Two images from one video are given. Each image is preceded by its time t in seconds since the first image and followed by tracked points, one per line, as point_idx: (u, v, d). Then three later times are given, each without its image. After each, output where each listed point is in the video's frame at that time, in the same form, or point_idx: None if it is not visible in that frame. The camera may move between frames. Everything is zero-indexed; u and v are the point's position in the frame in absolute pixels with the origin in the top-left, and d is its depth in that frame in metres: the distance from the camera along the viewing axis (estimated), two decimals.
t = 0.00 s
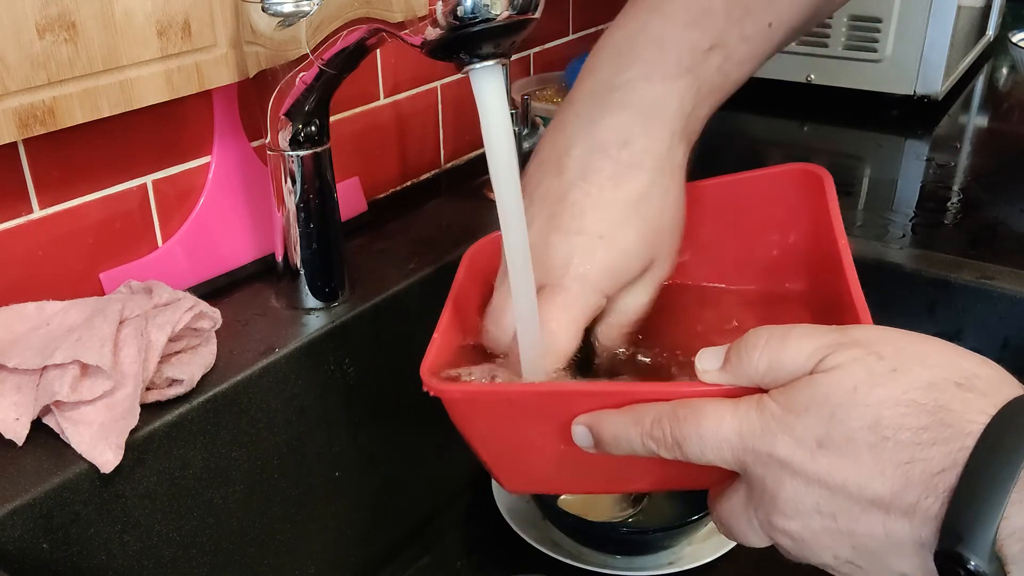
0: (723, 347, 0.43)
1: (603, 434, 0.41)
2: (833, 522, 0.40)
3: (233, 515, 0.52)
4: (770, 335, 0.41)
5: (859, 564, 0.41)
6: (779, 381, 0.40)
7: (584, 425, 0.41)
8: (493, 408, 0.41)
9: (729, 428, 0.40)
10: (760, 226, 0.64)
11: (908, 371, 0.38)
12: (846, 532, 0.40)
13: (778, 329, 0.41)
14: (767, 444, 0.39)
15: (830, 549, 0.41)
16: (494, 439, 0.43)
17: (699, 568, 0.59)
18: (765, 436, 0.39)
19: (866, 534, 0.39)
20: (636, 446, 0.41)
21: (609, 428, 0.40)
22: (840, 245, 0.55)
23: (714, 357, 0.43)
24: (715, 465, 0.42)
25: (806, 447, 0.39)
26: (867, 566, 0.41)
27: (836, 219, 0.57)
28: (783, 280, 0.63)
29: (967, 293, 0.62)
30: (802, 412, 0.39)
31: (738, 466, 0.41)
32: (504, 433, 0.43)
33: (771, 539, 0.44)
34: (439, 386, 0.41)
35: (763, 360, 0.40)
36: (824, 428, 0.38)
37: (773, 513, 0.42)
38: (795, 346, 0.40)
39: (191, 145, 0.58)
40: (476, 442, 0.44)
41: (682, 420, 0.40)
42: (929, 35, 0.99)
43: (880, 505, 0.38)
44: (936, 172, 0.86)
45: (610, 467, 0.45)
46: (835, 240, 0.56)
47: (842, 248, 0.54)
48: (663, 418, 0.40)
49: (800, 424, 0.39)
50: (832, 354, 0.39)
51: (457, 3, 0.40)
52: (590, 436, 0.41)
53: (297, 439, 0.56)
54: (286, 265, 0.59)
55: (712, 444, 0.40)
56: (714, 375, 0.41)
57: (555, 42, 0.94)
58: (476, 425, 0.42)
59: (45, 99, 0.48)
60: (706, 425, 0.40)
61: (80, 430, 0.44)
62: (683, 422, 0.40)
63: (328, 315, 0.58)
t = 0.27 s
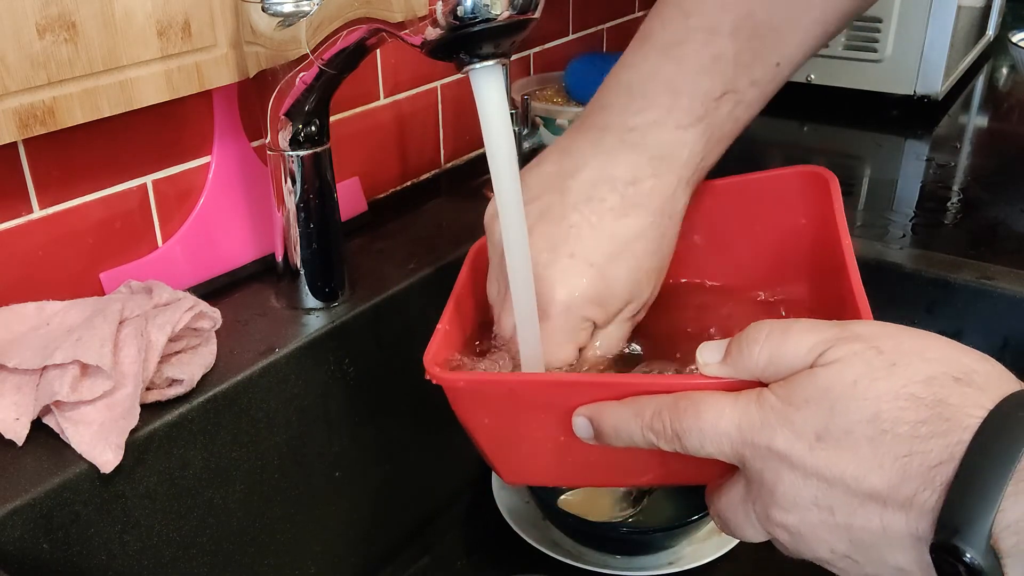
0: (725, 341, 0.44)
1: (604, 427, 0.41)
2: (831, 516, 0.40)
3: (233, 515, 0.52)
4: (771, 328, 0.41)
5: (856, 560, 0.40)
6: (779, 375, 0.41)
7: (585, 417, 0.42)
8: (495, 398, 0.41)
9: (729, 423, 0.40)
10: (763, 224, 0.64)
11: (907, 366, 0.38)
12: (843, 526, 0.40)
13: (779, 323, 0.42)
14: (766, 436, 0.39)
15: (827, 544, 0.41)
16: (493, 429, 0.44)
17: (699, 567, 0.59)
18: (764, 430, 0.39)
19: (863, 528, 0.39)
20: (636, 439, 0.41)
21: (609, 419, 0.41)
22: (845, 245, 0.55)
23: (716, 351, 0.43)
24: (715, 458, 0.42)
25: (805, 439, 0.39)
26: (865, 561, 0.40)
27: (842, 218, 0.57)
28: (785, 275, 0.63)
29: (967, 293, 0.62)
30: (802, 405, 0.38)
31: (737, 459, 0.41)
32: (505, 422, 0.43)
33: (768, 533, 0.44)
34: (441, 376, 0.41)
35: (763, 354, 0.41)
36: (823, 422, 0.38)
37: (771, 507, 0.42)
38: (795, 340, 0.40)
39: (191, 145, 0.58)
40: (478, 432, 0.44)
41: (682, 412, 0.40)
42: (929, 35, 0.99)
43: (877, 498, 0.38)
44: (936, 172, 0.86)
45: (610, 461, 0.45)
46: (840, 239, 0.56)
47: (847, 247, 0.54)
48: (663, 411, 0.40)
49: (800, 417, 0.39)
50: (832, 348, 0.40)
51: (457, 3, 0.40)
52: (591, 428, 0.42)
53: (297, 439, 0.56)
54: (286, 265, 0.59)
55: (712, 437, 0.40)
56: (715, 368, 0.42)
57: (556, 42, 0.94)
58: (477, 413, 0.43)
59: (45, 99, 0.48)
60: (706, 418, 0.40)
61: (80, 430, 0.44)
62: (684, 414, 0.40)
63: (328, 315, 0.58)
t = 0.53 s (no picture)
0: (731, 344, 0.43)
1: (613, 427, 0.41)
2: (837, 518, 0.40)
3: (232, 515, 0.52)
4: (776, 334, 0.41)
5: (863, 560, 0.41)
6: (786, 379, 0.41)
7: (595, 418, 0.42)
8: (499, 401, 0.41)
9: (738, 426, 0.40)
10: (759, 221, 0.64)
11: (910, 370, 0.39)
12: (849, 529, 0.40)
13: (784, 328, 0.42)
14: (771, 439, 0.39)
15: (834, 544, 0.41)
16: (501, 431, 0.44)
17: (699, 567, 0.59)
18: (769, 433, 0.39)
19: (870, 531, 0.39)
20: (644, 441, 0.41)
21: (617, 421, 0.41)
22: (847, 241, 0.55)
23: (721, 354, 0.43)
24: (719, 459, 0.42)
25: (809, 443, 0.39)
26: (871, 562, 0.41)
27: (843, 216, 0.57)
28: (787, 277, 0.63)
29: (966, 293, 0.62)
30: (807, 409, 0.38)
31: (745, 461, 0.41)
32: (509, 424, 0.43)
33: (776, 535, 0.44)
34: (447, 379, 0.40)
35: (768, 358, 0.41)
36: (827, 425, 0.38)
37: (778, 509, 0.42)
38: (800, 345, 0.41)
39: (191, 145, 0.58)
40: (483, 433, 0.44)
41: (689, 416, 0.40)
42: (929, 35, 0.99)
43: (882, 501, 0.38)
44: (936, 172, 0.86)
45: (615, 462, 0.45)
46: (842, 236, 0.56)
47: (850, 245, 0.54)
48: (671, 413, 0.40)
49: (805, 420, 0.38)
50: (835, 353, 0.40)
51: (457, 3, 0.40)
52: (601, 430, 0.42)
53: (297, 439, 0.56)
54: (286, 265, 0.59)
55: (720, 439, 0.40)
56: (720, 371, 0.42)
57: (555, 42, 0.94)
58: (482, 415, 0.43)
59: (44, 99, 0.48)
60: (714, 420, 0.39)
61: (80, 430, 0.44)
62: (691, 418, 0.40)
63: (328, 315, 0.58)
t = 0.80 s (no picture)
0: (731, 326, 0.43)
1: (605, 405, 0.41)
2: (828, 502, 0.40)
3: (233, 515, 0.52)
4: (778, 314, 0.41)
5: (852, 547, 0.41)
6: (782, 361, 0.40)
7: (586, 396, 0.42)
8: (496, 373, 0.42)
9: (732, 408, 0.40)
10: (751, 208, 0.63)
11: (912, 354, 0.38)
12: (840, 513, 0.40)
13: (785, 309, 0.41)
14: (766, 420, 0.39)
15: (823, 529, 0.41)
16: (495, 406, 0.44)
17: (698, 567, 0.59)
18: (765, 414, 0.39)
19: (862, 515, 0.39)
20: (637, 420, 0.41)
21: (609, 399, 0.41)
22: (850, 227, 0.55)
23: (720, 334, 0.43)
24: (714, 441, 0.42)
25: (805, 424, 0.38)
26: (860, 548, 0.41)
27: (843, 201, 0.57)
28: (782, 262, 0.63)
29: (967, 293, 0.62)
30: (804, 390, 0.38)
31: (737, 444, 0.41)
32: (504, 399, 0.43)
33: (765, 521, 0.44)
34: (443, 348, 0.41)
35: (767, 340, 0.40)
36: (824, 405, 0.38)
37: (768, 492, 0.41)
38: (800, 326, 0.40)
39: (191, 145, 0.58)
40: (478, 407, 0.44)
41: (683, 394, 0.40)
42: (929, 35, 0.99)
43: (875, 485, 0.38)
44: (936, 172, 0.86)
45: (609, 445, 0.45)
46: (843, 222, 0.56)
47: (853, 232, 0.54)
48: (666, 391, 0.40)
49: (802, 401, 0.38)
50: (835, 335, 0.39)
51: (457, 3, 0.40)
52: (593, 407, 0.42)
53: (297, 439, 0.56)
54: (286, 265, 0.59)
55: (713, 420, 0.40)
56: (719, 352, 0.42)
57: (555, 42, 0.94)
58: (478, 388, 0.43)
59: (45, 99, 0.48)
60: (708, 399, 0.40)
61: (80, 430, 0.44)
62: (685, 397, 0.40)
63: (328, 315, 0.58)
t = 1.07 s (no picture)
0: (736, 330, 0.44)
1: (611, 409, 0.41)
2: (835, 505, 0.40)
3: (233, 515, 0.52)
4: (782, 316, 0.41)
5: (859, 550, 0.41)
6: (788, 363, 0.41)
7: (592, 400, 0.42)
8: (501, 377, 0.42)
9: (738, 412, 0.40)
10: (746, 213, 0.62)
11: (917, 356, 0.39)
12: (847, 515, 0.40)
13: (790, 311, 0.42)
14: (773, 423, 0.39)
15: (830, 532, 0.41)
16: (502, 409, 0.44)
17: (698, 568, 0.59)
18: (771, 417, 0.39)
19: (868, 517, 0.39)
20: (643, 423, 0.41)
21: (616, 402, 0.41)
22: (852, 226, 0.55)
23: (726, 338, 0.43)
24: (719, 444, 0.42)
25: (812, 427, 0.39)
26: (867, 552, 0.41)
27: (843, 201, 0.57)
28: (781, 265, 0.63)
29: (967, 293, 0.62)
30: (809, 391, 0.39)
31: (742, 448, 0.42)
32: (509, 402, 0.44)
33: (772, 524, 0.44)
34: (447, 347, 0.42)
35: (773, 342, 0.41)
36: (829, 408, 0.38)
37: (774, 494, 0.41)
38: (805, 328, 0.40)
39: (191, 145, 0.58)
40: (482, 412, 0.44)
41: (689, 398, 0.40)
42: (929, 36, 0.99)
43: (882, 487, 0.38)
44: (936, 172, 0.86)
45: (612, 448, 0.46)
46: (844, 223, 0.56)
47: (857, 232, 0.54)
48: (671, 395, 0.40)
49: (808, 403, 0.39)
50: (840, 337, 0.40)
51: (457, 3, 0.40)
52: (599, 412, 0.42)
53: (297, 439, 0.56)
54: (286, 265, 0.59)
55: (719, 423, 0.40)
56: (724, 355, 0.42)
57: (555, 42, 0.94)
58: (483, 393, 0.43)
59: (44, 99, 0.48)
60: (714, 403, 0.40)
61: (80, 430, 0.44)
62: (691, 400, 0.40)
63: (328, 315, 0.58)
